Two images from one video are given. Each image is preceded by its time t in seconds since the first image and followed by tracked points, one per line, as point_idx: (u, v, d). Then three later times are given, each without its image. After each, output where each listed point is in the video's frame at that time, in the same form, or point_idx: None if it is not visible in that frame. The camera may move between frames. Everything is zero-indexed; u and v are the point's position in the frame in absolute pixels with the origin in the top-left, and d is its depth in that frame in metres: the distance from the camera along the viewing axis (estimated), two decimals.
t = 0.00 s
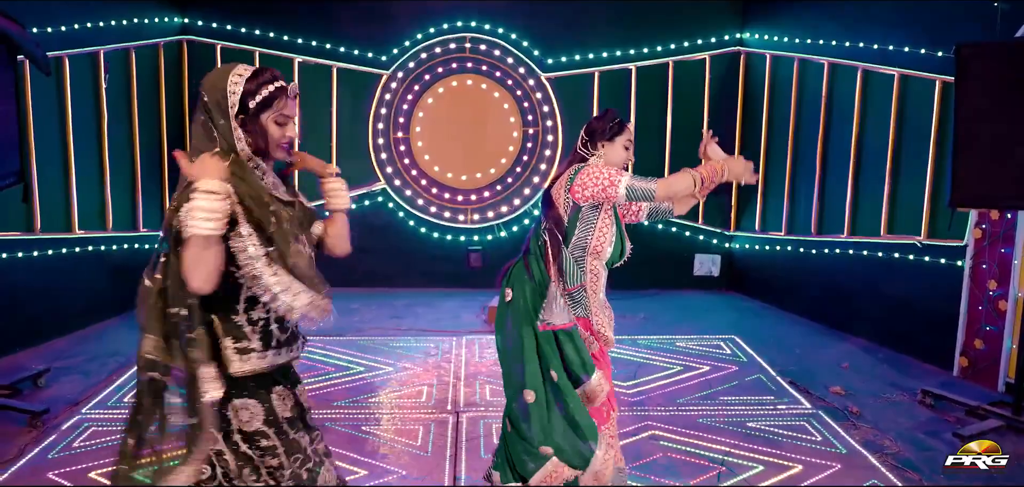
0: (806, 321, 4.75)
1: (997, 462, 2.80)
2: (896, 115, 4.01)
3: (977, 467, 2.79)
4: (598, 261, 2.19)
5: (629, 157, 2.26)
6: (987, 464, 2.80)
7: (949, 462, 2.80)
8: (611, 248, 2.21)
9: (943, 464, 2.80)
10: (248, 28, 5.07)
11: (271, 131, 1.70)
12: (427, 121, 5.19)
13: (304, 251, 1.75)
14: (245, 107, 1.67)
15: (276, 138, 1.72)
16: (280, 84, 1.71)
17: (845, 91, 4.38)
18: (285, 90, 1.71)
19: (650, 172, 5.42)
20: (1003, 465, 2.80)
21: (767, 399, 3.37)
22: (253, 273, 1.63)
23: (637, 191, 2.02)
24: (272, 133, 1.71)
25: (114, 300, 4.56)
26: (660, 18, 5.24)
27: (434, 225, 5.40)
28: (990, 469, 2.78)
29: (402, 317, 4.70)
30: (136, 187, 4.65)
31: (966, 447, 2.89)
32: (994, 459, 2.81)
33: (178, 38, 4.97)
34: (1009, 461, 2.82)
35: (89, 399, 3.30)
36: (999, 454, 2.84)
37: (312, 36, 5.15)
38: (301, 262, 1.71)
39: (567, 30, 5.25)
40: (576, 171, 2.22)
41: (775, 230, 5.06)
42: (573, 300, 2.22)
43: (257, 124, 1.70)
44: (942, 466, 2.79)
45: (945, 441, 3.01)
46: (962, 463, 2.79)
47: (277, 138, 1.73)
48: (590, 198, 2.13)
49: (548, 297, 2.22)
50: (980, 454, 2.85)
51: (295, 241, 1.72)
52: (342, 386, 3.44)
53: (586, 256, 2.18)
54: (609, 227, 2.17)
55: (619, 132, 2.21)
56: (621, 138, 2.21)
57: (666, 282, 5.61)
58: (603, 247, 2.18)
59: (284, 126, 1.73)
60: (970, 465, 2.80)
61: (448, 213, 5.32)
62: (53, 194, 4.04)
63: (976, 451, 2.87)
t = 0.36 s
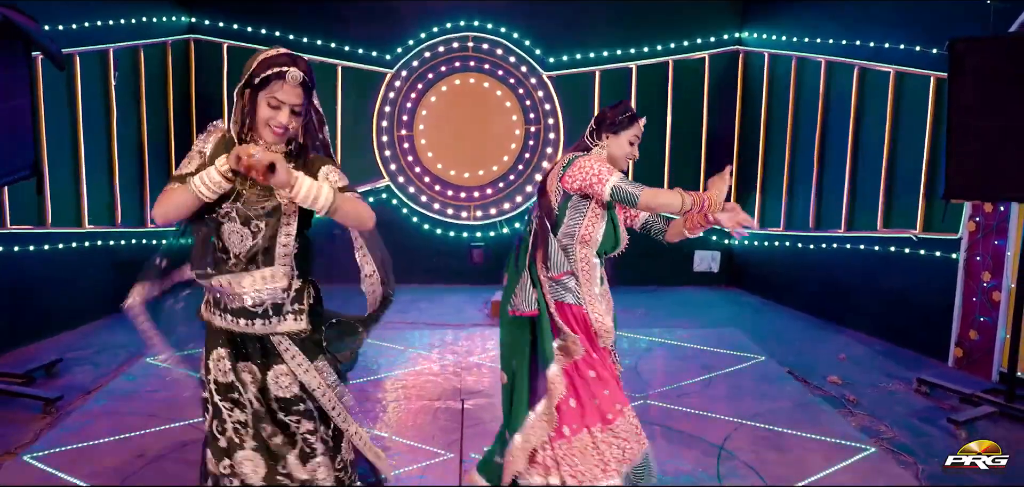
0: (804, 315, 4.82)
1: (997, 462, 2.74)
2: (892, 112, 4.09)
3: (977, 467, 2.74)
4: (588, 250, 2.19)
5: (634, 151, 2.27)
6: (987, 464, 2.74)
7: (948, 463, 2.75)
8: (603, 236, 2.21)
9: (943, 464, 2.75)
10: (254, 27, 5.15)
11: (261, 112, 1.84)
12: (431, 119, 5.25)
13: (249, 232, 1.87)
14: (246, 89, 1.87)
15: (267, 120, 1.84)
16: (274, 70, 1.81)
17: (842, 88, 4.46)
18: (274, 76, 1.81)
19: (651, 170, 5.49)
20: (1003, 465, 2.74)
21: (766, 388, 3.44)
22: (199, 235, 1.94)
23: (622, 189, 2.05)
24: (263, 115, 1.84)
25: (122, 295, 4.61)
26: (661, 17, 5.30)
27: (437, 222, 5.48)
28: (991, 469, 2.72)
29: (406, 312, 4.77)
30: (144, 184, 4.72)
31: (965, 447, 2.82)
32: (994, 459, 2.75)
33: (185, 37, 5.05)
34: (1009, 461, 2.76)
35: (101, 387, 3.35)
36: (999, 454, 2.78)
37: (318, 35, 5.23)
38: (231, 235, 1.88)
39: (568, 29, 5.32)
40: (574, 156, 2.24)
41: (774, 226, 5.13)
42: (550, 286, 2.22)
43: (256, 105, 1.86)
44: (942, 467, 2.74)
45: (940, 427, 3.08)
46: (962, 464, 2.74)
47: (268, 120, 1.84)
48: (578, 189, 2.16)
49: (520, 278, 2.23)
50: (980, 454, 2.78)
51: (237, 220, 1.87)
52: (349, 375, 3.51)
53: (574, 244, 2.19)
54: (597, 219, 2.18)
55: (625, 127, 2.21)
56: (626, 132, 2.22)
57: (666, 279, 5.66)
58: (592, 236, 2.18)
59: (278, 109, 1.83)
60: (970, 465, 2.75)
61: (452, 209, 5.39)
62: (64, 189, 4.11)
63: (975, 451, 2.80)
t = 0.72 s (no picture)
0: (802, 309, 4.90)
1: (997, 462, 2.69)
2: (887, 110, 4.17)
3: (977, 467, 2.67)
4: (578, 245, 2.20)
5: (631, 149, 2.26)
6: (987, 464, 2.68)
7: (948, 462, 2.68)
8: (591, 231, 2.22)
9: (943, 464, 2.69)
10: (260, 26, 5.23)
11: (282, 139, 1.87)
12: (434, 117, 5.31)
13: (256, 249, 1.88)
14: (270, 115, 1.89)
15: (287, 147, 1.87)
16: (298, 100, 1.84)
17: (838, 86, 4.55)
18: (297, 106, 1.84)
19: (650, 167, 5.59)
20: (1003, 465, 2.68)
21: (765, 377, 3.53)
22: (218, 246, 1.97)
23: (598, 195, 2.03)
24: (283, 143, 1.87)
25: (131, 289, 4.67)
26: (661, 17, 5.39)
27: (441, 219, 5.57)
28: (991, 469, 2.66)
29: (411, 306, 4.86)
30: (153, 180, 4.79)
31: (966, 447, 2.77)
32: (994, 459, 2.69)
33: (193, 36, 5.13)
34: (1010, 462, 2.71)
35: (114, 377, 3.42)
36: (999, 455, 2.72)
37: (323, 35, 5.32)
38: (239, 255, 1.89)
39: (570, 30, 5.42)
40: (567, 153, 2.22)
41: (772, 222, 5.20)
42: (540, 279, 2.27)
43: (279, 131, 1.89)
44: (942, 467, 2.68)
45: (934, 413, 3.15)
46: (962, 464, 2.67)
47: (288, 147, 1.87)
48: (562, 188, 2.16)
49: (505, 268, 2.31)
50: (980, 454, 2.72)
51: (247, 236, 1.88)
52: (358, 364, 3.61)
53: (563, 238, 2.20)
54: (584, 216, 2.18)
55: (622, 125, 2.20)
56: (622, 131, 2.20)
57: (665, 275, 5.74)
58: (581, 231, 2.19)
59: (299, 139, 1.86)
60: (970, 465, 2.68)
61: (454, 206, 5.46)
62: (76, 185, 4.18)
63: (975, 451, 2.75)
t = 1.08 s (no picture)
0: (800, 305, 4.98)
1: (997, 462, 2.68)
2: (885, 108, 4.25)
3: (977, 468, 2.67)
4: (566, 236, 2.26)
5: (636, 139, 2.30)
6: (987, 464, 2.68)
7: (949, 462, 2.68)
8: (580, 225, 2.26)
9: (943, 464, 2.68)
10: (267, 26, 5.31)
11: (315, 133, 2.02)
12: (438, 116, 5.38)
13: (282, 231, 2.06)
14: (304, 110, 2.03)
15: (320, 141, 2.03)
16: (332, 97, 1.99)
17: (836, 84, 4.62)
18: (330, 104, 1.99)
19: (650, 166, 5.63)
20: (1003, 465, 2.67)
21: (765, 367, 3.61)
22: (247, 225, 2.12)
23: (587, 184, 2.11)
24: (317, 136, 2.02)
25: (140, 285, 4.75)
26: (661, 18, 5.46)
27: (444, 217, 5.63)
28: (991, 469, 2.66)
29: (416, 301, 4.92)
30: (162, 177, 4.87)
31: (966, 446, 2.75)
32: (994, 459, 2.68)
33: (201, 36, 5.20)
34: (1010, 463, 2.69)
35: (127, 368, 3.49)
36: (999, 454, 2.71)
37: (328, 34, 5.38)
38: (269, 235, 2.07)
39: (572, 30, 5.48)
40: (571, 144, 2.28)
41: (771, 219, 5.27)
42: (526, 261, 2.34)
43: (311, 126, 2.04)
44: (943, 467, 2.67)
45: (931, 403, 3.23)
46: (962, 464, 2.67)
47: (321, 141, 2.03)
48: (557, 177, 2.22)
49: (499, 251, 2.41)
50: (980, 454, 2.72)
51: (277, 219, 2.06)
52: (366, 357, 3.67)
53: (552, 227, 2.27)
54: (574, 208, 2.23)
55: (625, 115, 2.25)
56: (625, 121, 2.26)
57: (665, 271, 5.81)
58: (568, 222, 2.24)
59: (331, 134, 2.01)
60: (970, 465, 2.68)
61: (458, 204, 5.54)
62: (86, 181, 4.25)
63: (975, 451, 2.73)
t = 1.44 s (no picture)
0: (800, 301, 5.05)
1: (996, 462, 2.65)
2: (881, 107, 4.34)
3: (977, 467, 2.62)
4: (562, 219, 2.31)
5: (638, 133, 2.30)
6: (987, 464, 2.64)
7: (948, 462, 2.62)
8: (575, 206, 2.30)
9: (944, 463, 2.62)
10: (274, 27, 5.38)
11: (351, 122, 2.08)
12: (443, 116, 5.47)
13: (323, 213, 2.16)
14: (339, 100, 2.09)
15: (356, 129, 2.09)
16: (366, 89, 2.04)
17: (833, 83, 4.71)
18: (365, 94, 2.04)
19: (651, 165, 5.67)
20: (1003, 465, 2.65)
21: (764, 359, 3.70)
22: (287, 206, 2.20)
23: (559, 171, 2.20)
24: (352, 124, 2.08)
25: (150, 281, 4.82)
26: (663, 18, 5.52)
27: (449, 214, 5.70)
28: (991, 469, 2.62)
29: (420, 297, 5.00)
30: (171, 175, 4.96)
31: (965, 447, 2.71)
32: (994, 459, 2.65)
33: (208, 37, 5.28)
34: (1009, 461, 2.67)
35: (140, 360, 3.57)
36: (999, 454, 2.68)
37: (334, 35, 5.45)
38: (311, 216, 2.17)
39: (575, 30, 5.54)
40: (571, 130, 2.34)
41: (770, 217, 5.36)
42: (528, 245, 2.43)
43: (346, 115, 2.10)
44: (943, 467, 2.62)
45: (926, 393, 3.31)
46: (963, 463, 2.62)
47: (357, 130, 2.08)
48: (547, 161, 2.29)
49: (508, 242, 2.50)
50: (980, 454, 2.68)
51: (318, 201, 2.16)
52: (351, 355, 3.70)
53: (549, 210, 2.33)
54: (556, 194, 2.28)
55: (626, 108, 2.26)
56: (625, 113, 2.26)
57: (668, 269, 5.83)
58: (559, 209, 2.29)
59: (366, 122, 2.07)
60: (971, 465, 2.63)
61: (462, 202, 5.63)
62: (98, 179, 4.32)
63: (975, 451, 2.70)
